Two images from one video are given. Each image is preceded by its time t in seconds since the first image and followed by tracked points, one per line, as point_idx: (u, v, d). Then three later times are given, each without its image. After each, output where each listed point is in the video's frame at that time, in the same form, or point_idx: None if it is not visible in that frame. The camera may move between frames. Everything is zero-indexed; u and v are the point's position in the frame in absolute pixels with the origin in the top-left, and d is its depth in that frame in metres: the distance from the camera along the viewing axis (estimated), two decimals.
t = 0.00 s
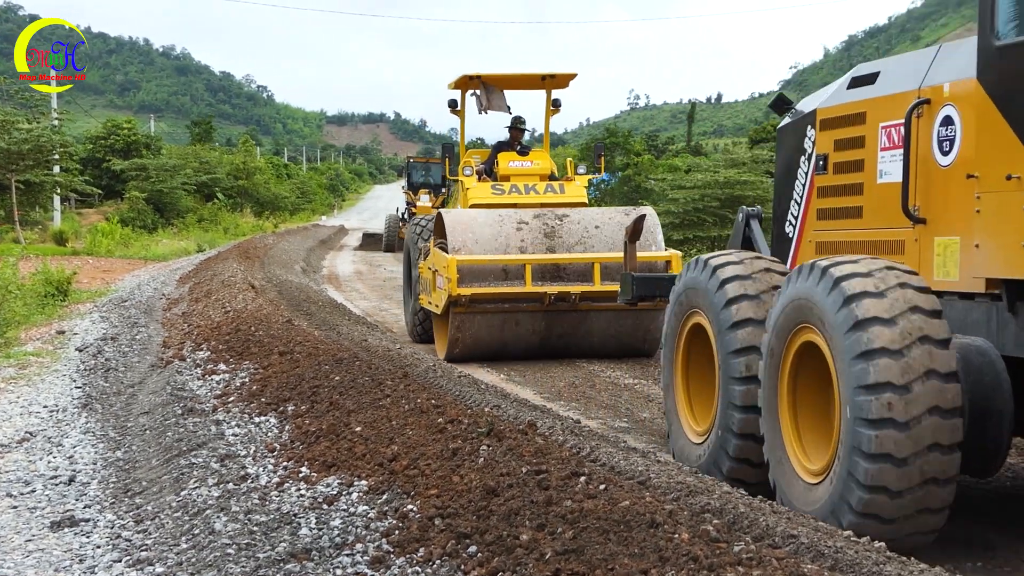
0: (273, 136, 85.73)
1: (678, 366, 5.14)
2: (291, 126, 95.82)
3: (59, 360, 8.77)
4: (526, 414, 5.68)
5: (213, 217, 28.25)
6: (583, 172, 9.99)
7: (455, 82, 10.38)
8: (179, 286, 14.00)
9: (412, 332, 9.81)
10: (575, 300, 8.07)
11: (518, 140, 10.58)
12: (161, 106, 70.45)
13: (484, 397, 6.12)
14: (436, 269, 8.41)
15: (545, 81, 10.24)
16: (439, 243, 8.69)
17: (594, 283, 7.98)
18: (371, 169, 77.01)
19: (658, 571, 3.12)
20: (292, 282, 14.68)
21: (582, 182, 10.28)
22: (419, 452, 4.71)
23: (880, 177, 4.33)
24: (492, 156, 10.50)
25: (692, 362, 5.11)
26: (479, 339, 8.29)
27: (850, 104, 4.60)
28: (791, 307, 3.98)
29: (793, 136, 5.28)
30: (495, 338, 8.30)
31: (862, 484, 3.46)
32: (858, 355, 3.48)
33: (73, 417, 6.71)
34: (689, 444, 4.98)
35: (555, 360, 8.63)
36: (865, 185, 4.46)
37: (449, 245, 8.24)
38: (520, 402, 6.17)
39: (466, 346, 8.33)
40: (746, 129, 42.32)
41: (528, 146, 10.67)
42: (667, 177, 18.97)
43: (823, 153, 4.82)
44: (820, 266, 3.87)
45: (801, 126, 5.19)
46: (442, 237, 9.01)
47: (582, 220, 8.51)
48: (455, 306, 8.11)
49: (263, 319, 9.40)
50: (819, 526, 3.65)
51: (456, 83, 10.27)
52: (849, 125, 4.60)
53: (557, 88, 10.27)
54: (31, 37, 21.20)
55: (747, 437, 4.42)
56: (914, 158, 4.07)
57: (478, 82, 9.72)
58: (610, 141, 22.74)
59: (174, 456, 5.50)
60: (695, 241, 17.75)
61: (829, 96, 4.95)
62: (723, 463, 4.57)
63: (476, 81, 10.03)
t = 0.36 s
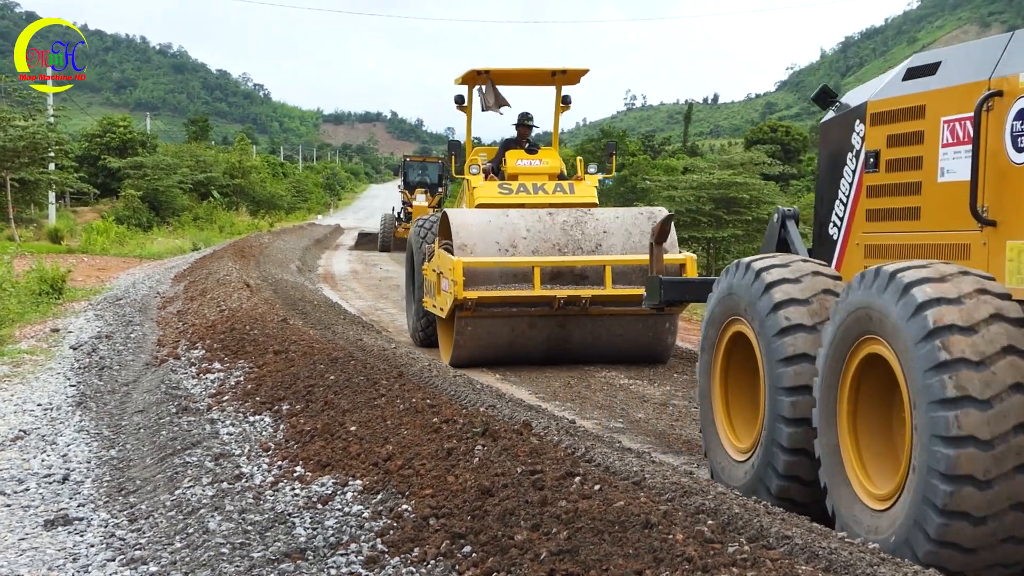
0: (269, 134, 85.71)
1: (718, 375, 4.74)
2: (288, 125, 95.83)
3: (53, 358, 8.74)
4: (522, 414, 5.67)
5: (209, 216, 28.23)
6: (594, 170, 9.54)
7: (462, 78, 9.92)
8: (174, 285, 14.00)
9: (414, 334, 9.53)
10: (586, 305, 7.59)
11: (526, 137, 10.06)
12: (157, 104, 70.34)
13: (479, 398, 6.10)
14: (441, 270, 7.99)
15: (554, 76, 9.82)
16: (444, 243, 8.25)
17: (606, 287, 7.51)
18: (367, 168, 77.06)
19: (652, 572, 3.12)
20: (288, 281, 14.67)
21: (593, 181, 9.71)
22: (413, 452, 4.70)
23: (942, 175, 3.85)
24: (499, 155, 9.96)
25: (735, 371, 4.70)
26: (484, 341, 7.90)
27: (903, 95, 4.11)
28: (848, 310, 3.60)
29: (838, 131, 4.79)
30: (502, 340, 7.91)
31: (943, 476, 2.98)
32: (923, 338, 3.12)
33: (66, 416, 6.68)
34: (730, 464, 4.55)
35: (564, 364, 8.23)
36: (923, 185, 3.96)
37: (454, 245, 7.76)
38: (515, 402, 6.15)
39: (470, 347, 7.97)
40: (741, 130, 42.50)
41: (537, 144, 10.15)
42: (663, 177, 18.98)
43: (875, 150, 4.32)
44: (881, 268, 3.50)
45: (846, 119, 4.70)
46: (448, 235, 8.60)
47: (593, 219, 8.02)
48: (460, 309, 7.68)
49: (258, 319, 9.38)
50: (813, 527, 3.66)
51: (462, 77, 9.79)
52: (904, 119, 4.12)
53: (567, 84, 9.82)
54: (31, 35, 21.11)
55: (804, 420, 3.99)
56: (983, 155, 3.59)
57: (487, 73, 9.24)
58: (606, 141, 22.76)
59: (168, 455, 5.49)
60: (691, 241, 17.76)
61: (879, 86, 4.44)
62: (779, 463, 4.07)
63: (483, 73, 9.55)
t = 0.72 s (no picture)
0: (265, 134, 85.63)
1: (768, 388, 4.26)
2: (284, 125, 95.78)
3: (50, 359, 8.73)
4: (519, 414, 5.65)
5: (205, 217, 28.21)
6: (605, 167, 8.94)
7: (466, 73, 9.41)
8: (171, 286, 13.98)
9: (419, 337, 9.20)
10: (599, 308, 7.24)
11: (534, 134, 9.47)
12: (153, 105, 70.30)
13: (476, 397, 6.09)
14: (447, 273, 7.67)
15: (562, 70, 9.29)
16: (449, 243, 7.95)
17: (620, 289, 7.22)
18: (363, 168, 77.10)
19: (649, 570, 3.12)
20: (285, 281, 14.64)
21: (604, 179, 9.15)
22: (410, 451, 4.70)
23: (1018, 169, 3.45)
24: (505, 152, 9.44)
25: (785, 383, 4.21)
26: (492, 348, 7.54)
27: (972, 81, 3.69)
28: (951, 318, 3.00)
29: (888, 123, 4.33)
30: (510, 348, 7.55)
31: None
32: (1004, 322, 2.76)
33: (63, 416, 6.68)
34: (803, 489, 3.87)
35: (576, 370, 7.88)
36: (996, 181, 3.56)
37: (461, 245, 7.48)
38: (512, 402, 6.14)
39: (477, 356, 7.61)
40: (737, 130, 42.61)
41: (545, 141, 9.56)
42: (659, 176, 18.95)
43: (936, 143, 3.90)
44: (985, 275, 2.93)
45: (897, 110, 4.26)
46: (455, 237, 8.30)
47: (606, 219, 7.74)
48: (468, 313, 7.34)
49: (255, 319, 9.37)
50: (810, 524, 3.66)
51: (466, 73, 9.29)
52: (971, 108, 3.71)
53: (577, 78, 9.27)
54: (30, 36, 21.09)
55: (867, 401, 3.49)
56: None
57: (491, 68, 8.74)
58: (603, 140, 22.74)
59: (164, 456, 5.49)
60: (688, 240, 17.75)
61: (937, 73, 4.02)
62: (848, 452, 3.51)
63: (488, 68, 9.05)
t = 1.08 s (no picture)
0: (262, 135, 85.54)
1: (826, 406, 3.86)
2: (280, 126, 95.70)
3: (47, 361, 8.73)
4: (516, 413, 5.65)
5: (202, 218, 28.19)
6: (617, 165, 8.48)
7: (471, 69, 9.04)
8: (168, 287, 13.95)
9: (424, 345, 8.90)
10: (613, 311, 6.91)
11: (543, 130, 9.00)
12: (149, 106, 70.28)
13: (473, 397, 6.09)
14: (456, 275, 7.31)
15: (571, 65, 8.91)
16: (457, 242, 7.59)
17: (637, 292, 6.84)
18: (360, 169, 77.12)
19: (646, 568, 3.12)
20: (282, 283, 14.62)
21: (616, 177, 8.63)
22: (408, 451, 4.70)
23: None
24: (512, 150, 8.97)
25: (847, 397, 3.81)
26: (502, 355, 7.20)
27: None
28: None
29: (957, 114, 3.98)
30: (521, 354, 7.21)
31: None
32: None
33: (61, 418, 6.68)
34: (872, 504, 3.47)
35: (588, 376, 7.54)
36: None
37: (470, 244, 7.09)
38: (509, 401, 6.14)
39: (486, 365, 7.28)
40: (733, 129, 42.67)
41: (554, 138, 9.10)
42: (655, 176, 18.93)
43: (1010, 134, 3.53)
44: None
45: (967, 99, 3.90)
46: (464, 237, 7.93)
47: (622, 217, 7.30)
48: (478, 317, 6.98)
49: (251, 320, 9.37)
50: (807, 523, 3.67)
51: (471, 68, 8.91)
52: None
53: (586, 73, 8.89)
54: (27, 39, 21.07)
55: (941, 374, 3.11)
56: None
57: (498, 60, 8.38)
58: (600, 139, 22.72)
59: (162, 457, 5.49)
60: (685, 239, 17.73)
61: (1013, 59, 3.66)
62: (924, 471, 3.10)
63: (494, 62, 8.69)
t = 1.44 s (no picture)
0: (260, 134, 85.48)
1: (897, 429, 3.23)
2: (279, 124, 95.64)
3: (44, 359, 8.71)
4: (514, 413, 5.64)
5: (200, 216, 28.16)
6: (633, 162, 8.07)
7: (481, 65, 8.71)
8: (165, 285, 13.92)
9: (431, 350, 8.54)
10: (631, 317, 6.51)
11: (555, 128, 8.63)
12: (148, 105, 70.24)
13: (471, 397, 6.09)
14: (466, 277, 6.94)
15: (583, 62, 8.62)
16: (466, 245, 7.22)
17: (656, 297, 6.43)
18: (359, 167, 77.14)
19: (643, 569, 3.12)
20: (280, 281, 14.58)
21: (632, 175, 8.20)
22: (405, 451, 4.69)
23: None
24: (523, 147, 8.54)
25: (922, 417, 3.17)
26: (515, 360, 6.85)
27: None
28: None
29: None
30: (535, 359, 6.86)
31: None
32: None
33: (57, 416, 6.67)
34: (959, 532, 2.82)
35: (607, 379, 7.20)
36: None
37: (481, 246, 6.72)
38: (507, 401, 6.13)
39: (498, 370, 6.94)
40: (731, 130, 42.67)
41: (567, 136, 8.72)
42: (654, 176, 18.89)
43: None
44: None
45: None
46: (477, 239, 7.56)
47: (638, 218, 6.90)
48: (490, 321, 6.60)
49: (249, 319, 9.35)
50: (804, 524, 3.67)
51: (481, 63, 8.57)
52: None
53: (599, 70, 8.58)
54: (27, 38, 21.05)
55: None
56: None
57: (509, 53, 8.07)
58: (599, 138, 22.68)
59: (158, 456, 5.48)
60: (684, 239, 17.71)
61: None
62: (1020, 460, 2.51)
63: (505, 56, 8.38)
